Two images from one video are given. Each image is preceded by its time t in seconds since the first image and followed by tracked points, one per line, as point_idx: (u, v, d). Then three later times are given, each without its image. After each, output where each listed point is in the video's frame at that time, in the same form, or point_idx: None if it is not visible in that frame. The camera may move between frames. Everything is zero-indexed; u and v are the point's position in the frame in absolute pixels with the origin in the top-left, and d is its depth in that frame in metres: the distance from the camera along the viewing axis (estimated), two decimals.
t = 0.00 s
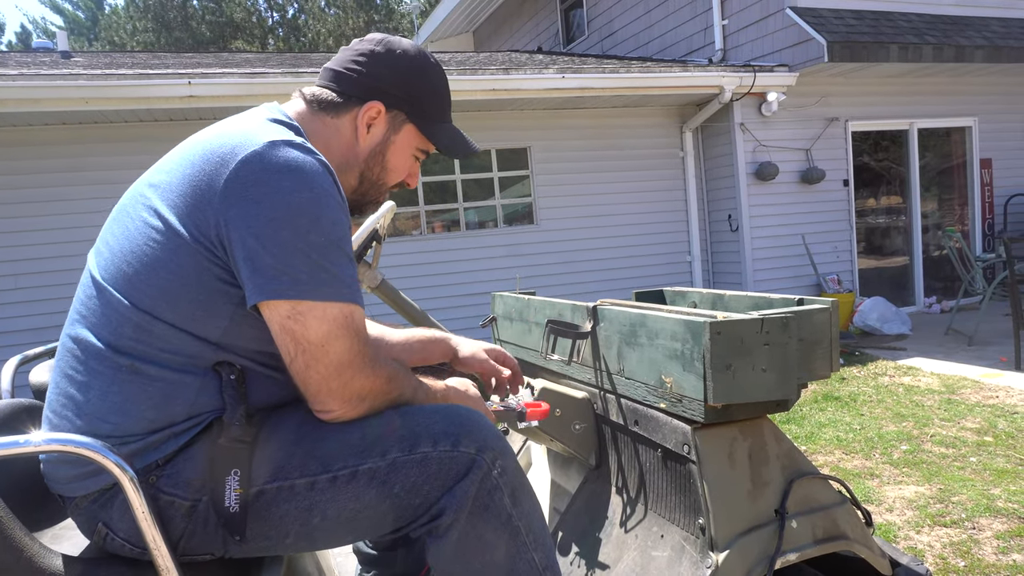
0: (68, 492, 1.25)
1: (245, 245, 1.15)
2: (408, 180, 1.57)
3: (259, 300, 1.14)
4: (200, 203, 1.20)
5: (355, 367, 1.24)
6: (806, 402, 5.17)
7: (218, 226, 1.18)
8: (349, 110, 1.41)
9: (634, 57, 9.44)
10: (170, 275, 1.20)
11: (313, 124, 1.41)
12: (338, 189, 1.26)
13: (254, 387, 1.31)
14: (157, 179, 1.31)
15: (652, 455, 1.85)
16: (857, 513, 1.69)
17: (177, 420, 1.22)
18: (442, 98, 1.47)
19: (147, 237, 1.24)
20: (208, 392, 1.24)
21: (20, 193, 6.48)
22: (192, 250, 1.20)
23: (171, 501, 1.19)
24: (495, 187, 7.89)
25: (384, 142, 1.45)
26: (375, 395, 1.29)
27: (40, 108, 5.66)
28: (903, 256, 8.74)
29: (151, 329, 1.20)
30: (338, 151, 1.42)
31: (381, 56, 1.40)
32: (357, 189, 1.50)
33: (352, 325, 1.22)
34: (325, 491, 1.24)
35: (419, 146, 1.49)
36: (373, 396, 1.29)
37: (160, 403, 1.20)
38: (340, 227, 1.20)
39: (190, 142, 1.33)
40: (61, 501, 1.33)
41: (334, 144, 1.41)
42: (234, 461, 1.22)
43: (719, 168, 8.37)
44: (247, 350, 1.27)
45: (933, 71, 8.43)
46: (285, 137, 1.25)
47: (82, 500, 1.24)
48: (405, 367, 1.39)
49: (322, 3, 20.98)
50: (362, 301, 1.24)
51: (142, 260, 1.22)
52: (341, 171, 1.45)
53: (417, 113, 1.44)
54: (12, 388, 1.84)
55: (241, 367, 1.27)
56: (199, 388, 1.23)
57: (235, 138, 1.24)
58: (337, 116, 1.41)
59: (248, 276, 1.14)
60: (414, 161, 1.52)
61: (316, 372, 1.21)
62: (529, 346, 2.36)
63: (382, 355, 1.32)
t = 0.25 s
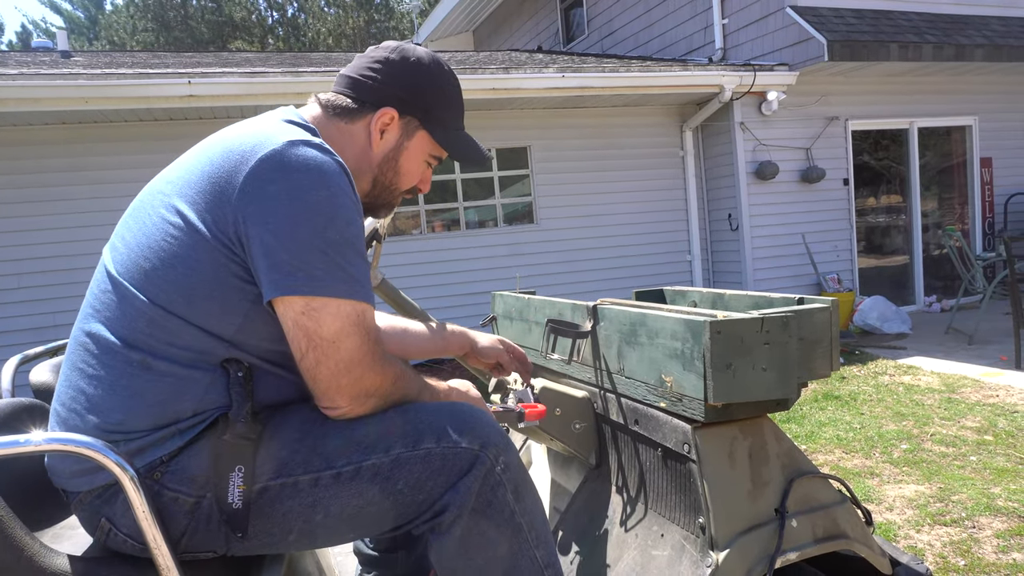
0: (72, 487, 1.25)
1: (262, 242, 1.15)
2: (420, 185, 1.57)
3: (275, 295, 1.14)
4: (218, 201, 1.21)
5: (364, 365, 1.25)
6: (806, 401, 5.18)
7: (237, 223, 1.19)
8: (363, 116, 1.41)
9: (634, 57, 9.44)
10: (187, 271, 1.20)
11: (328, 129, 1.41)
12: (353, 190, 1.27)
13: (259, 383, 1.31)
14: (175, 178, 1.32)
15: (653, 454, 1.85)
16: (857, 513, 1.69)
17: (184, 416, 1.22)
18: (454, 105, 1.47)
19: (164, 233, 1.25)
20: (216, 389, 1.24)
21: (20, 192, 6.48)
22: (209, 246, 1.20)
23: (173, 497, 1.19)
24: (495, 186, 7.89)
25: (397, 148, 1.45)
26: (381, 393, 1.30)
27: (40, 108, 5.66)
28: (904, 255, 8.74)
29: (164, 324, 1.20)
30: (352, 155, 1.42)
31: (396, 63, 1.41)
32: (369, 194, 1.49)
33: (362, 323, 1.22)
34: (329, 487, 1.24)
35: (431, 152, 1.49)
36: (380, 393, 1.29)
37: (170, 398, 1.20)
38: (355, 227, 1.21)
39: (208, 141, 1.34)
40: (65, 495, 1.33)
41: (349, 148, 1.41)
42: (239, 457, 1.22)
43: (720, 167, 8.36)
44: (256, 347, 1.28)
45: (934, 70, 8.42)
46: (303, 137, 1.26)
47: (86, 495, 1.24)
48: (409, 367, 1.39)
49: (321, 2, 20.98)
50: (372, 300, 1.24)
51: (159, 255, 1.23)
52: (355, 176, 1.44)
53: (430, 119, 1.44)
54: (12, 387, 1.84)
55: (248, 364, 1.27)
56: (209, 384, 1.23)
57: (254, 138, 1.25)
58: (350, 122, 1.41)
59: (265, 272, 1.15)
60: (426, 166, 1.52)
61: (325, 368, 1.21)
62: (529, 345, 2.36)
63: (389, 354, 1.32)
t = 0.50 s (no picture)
0: (72, 485, 1.25)
1: (263, 240, 1.15)
2: (423, 186, 1.56)
3: (275, 294, 1.14)
4: (221, 199, 1.21)
5: (364, 363, 1.25)
6: (806, 400, 5.18)
7: (239, 221, 1.19)
8: (366, 118, 1.41)
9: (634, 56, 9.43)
10: (189, 269, 1.20)
11: (332, 130, 1.41)
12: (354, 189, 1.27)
13: (258, 382, 1.31)
14: (179, 176, 1.32)
15: (652, 453, 1.85)
16: (856, 512, 1.69)
17: (183, 414, 1.22)
18: (458, 107, 1.47)
19: (167, 231, 1.25)
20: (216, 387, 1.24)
21: (20, 191, 6.48)
22: (211, 244, 1.20)
23: (172, 496, 1.19)
24: (495, 186, 7.89)
25: (401, 149, 1.44)
26: (381, 392, 1.30)
27: (39, 107, 5.66)
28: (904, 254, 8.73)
29: (165, 321, 1.20)
30: (355, 156, 1.42)
31: (399, 66, 1.41)
32: (372, 194, 1.50)
33: (362, 322, 1.22)
34: (328, 487, 1.24)
35: (434, 153, 1.49)
36: (379, 393, 1.30)
37: (169, 396, 1.20)
38: (356, 226, 1.21)
39: (212, 140, 1.34)
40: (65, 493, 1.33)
41: (352, 148, 1.42)
42: (237, 456, 1.22)
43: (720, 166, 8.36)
44: (255, 346, 1.27)
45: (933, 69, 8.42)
46: (305, 137, 1.26)
47: (86, 492, 1.24)
48: (410, 367, 1.39)
49: (320, 2, 20.97)
50: (372, 299, 1.24)
51: (161, 253, 1.23)
52: (358, 177, 1.45)
53: (433, 120, 1.44)
54: (12, 386, 1.84)
55: (247, 363, 1.27)
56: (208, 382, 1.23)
57: (257, 137, 1.25)
58: (353, 123, 1.41)
59: (266, 269, 1.15)
60: (430, 167, 1.52)
61: (325, 367, 1.21)
62: (529, 344, 2.36)
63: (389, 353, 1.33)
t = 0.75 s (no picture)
0: (71, 481, 1.25)
1: (257, 237, 1.15)
2: (422, 180, 1.56)
3: (271, 290, 1.14)
4: (215, 195, 1.21)
5: (362, 360, 1.25)
6: (807, 395, 5.18)
7: (232, 217, 1.19)
8: (361, 110, 1.42)
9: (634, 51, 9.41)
10: (184, 266, 1.20)
11: (328, 124, 1.42)
12: (350, 184, 1.27)
13: (257, 379, 1.31)
14: (173, 172, 1.32)
15: (653, 448, 1.85)
16: (858, 504, 1.69)
17: (182, 410, 1.22)
18: (453, 96, 1.46)
19: (162, 227, 1.25)
20: (214, 383, 1.24)
21: (20, 188, 6.48)
22: (206, 241, 1.20)
23: (172, 492, 1.20)
24: (495, 181, 7.89)
25: (397, 141, 1.44)
26: (379, 389, 1.30)
27: (39, 104, 5.66)
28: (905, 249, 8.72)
29: (161, 317, 1.20)
30: (352, 149, 1.43)
31: (394, 57, 1.41)
32: (369, 189, 1.50)
33: (361, 318, 1.22)
34: (327, 483, 1.24)
35: (430, 144, 1.48)
36: (378, 390, 1.30)
37: (167, 392, 1.21)
38: (351, 222, 1.21)
39: (206, 135, 1.34)
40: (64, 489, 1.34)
41: (349, 142, 1.43)
42: (236, 453, 1.21)
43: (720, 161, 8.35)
44: (255, 341, 1.27)
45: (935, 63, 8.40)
46: (300, 132, 1.25)
47: (87, 489, 1.25)
48: (410, 365, 1.40)
49: None
50: (370, 295, 1.25)
51: (157, 250, 1.23)
52: (354, 170, 1.45)
53: (428, 111, 1.43)
54: (13, 382, 1.85)
55: (246, 359, 1.27)
56: (206, 379, 1.23)
57: (250, 133, 1.25)
58: (348, 117, 1.42)
59: (261, 266, 1.15)
60: (427, 160, 1.51)
61: (323, 363, 1.21)
62: (530, 339, 2.36)
63: (388, 351, 1.33)
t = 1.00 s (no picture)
0: (72, 480, 1.25)
1: (255, 235, 1.15)
2: (421, 175, 1.55)
3: (269, 289, 1.14)
4: (212, 194, 1.21)
5: (362, 359, 1.24)
6: (807, 391, 5.18)
7: (230, 215, 1.18)
8: (358, 105, 1.41)
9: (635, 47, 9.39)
10: (182, 264, 1.20)
11: (326, 120, 1.42)
12: (348, 181, 1.27)
13: (257, 377, 1.31)
14: (171, 170, 1.31)
15: (654, 445, 1.85)
16: (858, 501, 1.68)
17: (182, 409, 1.22)
18: (451, 91, 1.45)
19: (159, 225, 1.24)
20: (214, 382, 1.24)
21: (20, 186, 6.47)
22: (204, 239, 1.20)
23: (172, 491, 1.20)
24: (496, 178, 7.88)
25: (394, 136, 1.44)
26: (379, 388, 1.30)
27: (39, 101, 5.65)
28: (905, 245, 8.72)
29: (160, 316, 1.20)
30: (350, 145, 1.43)
31: (391, 52, 1.40)
32: (367, 185, 1.49)
33: (360, 316, 1.22)
34: (327, 482, 1.24)
35: (429, 139, 1.47)
36: (377, 389, 1.30)
37: (167, 390, 1.21)
38: (350, 220, 1.21)
39: (204, 132, 1.33)
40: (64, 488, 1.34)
41: (347, 138, 1.42)
42: (235, 452, 1.21)
43: (720, 158, 8.34)
44: (254, 340, 1.27)
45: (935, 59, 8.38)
46: (298, 130, 1.25)
47: (87, 488, 1.25)
48: (410, 363, 1.40)
49: None
50: (369, 294, 1.24)
51: (155, 248, 1.23)
52: (352, 166, 1.45)
53: (425, 105, 1.42)
54: (15, 379, 1.85)
55: (245, 357, 1.27)
56: (206, 377, 1.23)
57: (248, 131, 1.24)
58: (345, 112, 1.41)
59: (259, 265, 1.15)
60: (425, 155, 1.51)
61: (323, 362, 1.21)
62: (530, 337, 2.36)
63: (389, 350, 1.33)
